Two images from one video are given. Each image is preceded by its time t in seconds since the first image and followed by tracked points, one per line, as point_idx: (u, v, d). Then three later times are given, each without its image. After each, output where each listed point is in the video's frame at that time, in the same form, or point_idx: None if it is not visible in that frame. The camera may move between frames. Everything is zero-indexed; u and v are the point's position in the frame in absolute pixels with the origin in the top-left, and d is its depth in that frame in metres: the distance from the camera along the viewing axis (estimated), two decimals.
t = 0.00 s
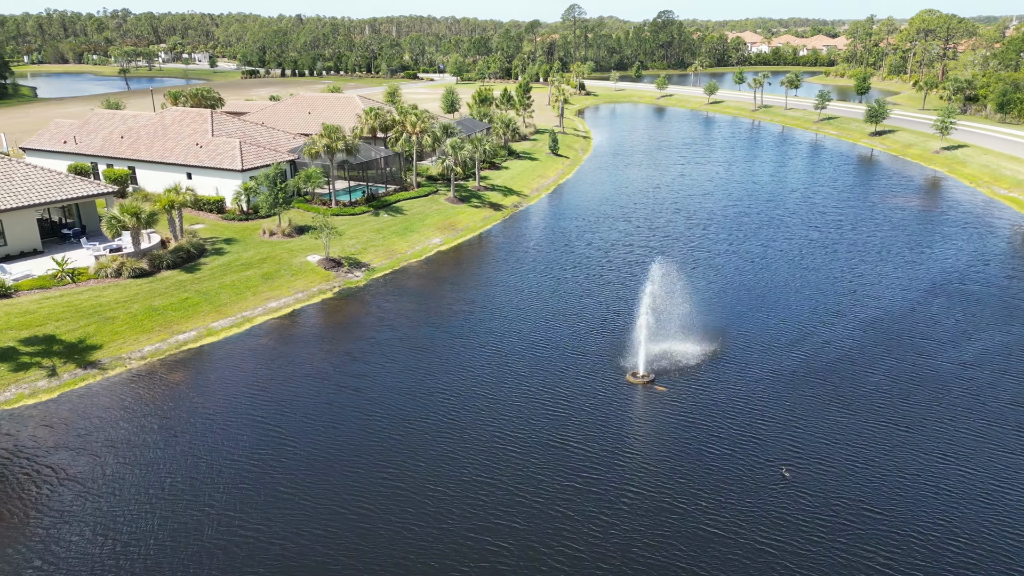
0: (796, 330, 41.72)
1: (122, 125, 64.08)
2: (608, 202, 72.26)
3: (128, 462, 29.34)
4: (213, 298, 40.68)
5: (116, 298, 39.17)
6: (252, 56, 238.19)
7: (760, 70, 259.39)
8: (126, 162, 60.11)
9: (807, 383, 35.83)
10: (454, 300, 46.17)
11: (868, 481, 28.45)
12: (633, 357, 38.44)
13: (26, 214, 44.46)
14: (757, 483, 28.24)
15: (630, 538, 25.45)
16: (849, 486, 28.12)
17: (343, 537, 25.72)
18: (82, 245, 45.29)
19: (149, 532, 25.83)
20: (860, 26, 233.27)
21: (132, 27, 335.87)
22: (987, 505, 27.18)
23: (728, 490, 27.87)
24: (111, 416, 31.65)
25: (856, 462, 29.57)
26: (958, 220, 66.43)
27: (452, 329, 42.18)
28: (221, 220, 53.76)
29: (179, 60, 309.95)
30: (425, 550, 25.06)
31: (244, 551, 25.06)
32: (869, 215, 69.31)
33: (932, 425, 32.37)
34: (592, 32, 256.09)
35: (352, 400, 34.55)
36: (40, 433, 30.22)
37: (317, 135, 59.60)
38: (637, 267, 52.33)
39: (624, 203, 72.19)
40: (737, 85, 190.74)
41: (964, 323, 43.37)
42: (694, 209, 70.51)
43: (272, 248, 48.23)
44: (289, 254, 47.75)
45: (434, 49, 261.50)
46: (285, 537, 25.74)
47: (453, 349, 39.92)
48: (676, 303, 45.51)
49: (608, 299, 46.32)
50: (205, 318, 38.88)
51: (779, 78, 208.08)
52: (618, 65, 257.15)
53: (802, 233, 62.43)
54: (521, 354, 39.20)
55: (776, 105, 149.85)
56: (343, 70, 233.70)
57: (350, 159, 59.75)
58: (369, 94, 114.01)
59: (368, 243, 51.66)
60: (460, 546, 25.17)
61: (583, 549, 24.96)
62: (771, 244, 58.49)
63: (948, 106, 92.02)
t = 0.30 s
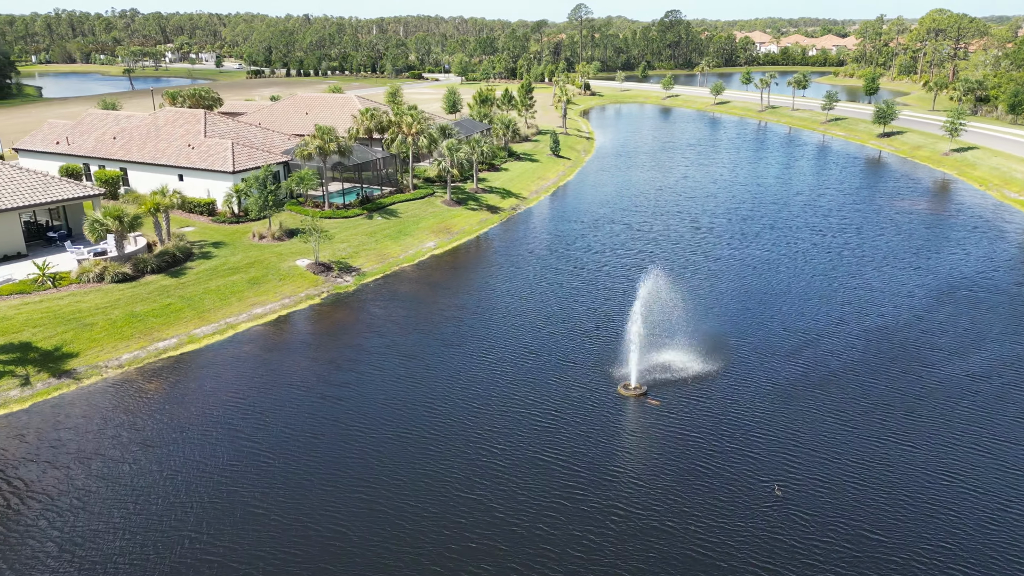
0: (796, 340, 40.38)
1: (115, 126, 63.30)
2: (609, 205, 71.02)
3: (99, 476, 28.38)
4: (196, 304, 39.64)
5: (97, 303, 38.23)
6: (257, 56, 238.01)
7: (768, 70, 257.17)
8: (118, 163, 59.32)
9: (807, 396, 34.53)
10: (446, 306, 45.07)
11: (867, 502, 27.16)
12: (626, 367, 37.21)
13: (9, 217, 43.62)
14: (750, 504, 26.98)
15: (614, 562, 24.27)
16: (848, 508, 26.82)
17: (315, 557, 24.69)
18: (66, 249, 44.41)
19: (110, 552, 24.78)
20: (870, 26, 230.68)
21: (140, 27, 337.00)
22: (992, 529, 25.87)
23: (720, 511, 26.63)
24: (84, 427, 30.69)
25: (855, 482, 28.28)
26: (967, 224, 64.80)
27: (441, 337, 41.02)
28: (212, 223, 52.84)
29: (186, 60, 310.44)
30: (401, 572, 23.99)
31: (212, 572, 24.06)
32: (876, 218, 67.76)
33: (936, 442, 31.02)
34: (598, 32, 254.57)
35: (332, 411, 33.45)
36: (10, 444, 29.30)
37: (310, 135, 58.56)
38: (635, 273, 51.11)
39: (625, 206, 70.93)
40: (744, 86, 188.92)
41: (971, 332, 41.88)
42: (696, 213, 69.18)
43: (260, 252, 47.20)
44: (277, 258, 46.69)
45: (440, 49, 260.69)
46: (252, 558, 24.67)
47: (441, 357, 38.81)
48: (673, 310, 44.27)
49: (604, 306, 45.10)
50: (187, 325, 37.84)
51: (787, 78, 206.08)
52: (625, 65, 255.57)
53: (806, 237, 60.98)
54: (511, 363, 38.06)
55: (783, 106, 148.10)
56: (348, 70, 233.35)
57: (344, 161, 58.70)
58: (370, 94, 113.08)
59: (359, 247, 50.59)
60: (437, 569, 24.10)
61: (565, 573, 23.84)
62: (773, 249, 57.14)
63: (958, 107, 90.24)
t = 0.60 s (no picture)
0: (799, 352, 38.89)
1: (110, 126, 62.58)
2: (611, 208, 69.66)
3: (66, 491, 27.38)
4: (180, 311, 38.64)
5: (77, 309, 37.30)
6: (266, 56, 238.07)
7: (780, 70, 254.37)
8: (112, 165, 58.58)
9: (807, 413, 33.08)
10: (438, 312, 43.90)
11: (867, 530, 25.75)
12: (621, 378, 35.83)
13: None
14: (744, 530, 25.60)
15: None
16: (846, 535, 25.42)
17: None
18: (52, 252, 43.58)
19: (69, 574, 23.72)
20: (884, 26, 227.38)
21: (152, 27, 338.85)
22: (1001, 562, 24.41)
23: (711, 538, 25.28)
24: (54, 439, 29.73)
25: (856, 507, 26.85)
26: (981, 230, 62.89)
27: (431, 346, 39.82)
28: (203, 226, 51.91)
29: (196, 60, 311.33)
30: None
31: None
32: (886, 223, 65.95)
33: (942, 464, 29.55)
34: (608, 32, 252.80)
35: (312, 424, 32.31)
36: None
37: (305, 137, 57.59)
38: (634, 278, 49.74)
39: (628, 209, 69.48)
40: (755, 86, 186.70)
41: (983, 344, 40.20)
42: (701, 216, 67.70)
43: (250, 257, 46.17)
44: (266, 263, 45.63)
45: (449, 49, 259.81)
46: None
47: (429, 367, 37.62)
48: (672, 318, 42.85)
49: (600, 312, 43.81)
50: (169, 332, 36.83)
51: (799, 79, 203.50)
52: (635, 65, 253.62)
53: (812, 242, 59.34)
54: (502, 373, 36.79)
55: (794, 106, 145.89)
56: (356, 70, 233.09)
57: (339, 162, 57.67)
58: (374, 95, 112.11)
59: (352, 252, 49.49)
60: None
61: None
62: (778, 255, 55.65)
63: (972, 109, 88.12)
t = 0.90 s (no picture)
0: (802, 364, 37.55)
1: (107, 127, 61.96)
2: (614, 211, 68.40)
3: (34, 506, 26.46)
4: (164, 317, 37.74)
5: (59, 315, 36.46)
6: (275, 56, 238.24)
7: (792, 70, 251.79)
8: (107, 165, 57.92)
9: (809, 428, 31.76)
10: (431, 319, 42.86)
11: (869, 557, 24.39)
12: (615, 390, 34.61)
13: None
14: (738, 557, 24.33)
15: None
16: (846, 563, 24.09)
17: None
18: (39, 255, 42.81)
19: None
20: (898, 25, 224.42)
21: (164, 28, 340.77)
22: None
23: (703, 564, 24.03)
24: (26, 451, 28.83)
25: (857, 532, 25.52)
26: (995, 235, 61.16)
27: (422, 354, 38.74)
28: (196, 228, 51.11)
29: (207, 60, 312.41)
30: None
31: None
32: (896, 227, 64.31)
33: (950, 485, 28.17)
34: (618, 31, 251.11)
35: (294, 436, 31.28)
36: None
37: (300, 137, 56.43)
38: (634, 284, 48.47)
39: (632, 213, 68.17)
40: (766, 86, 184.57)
41: (994, 356, 38.69)
42: (706, 220, 66.30)
43: (240, 261, 45.26)
44: (256, 267, 44.70)
45: (458, 49, 259.20)
46: None
47: (419, 376, 36.54)
48: (670, 327, 41.54)
49: (597, 320, 42.61)
50: (151, 339, 35.92)
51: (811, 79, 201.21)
52: (645, 66, 251.82)
53: (820, 247, 57.86)
54: (493, 384, 35.67)
55: (805, 107, 143.94)
56: (364, 70, 233.01)
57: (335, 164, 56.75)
58: (379, 96, 111.20)
59: (346, 255, 48.50)
60: None
61: None
62: (784, 261, 54.19)
63: (987, 111, 86.20)
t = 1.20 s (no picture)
0: (807, 379, 36.15)
1: (106, 128, 61.42)
2: (619, 215, 67.04)
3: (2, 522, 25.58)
4: (150, 323, 36.90)
5: (43, 321, 35.68)
6: (288, 56, 238.64)
7: (808, 70, 248.67)
8: (104, 167, 57.33)
9: (811, 449, 30.38)
10: (425, 327, 41.75)
11: None
12: (610, 405, 33.34)
13: None
14: None
15: None
16: None
17: None
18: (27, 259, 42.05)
19: None
20: (916, 25, 220.75)
21: (179, 28, 342.92)
22: None
23: None
24: None
25: (860, 562, 24.13)
26: (1013, 241, 59.23)
27: (413, 364, 37.62)
28: (191, 231, 50.33)
29: (220, 60, 313.65)
30: None
31: None
32: (910, 232, 62.48)
33: (960, 511, 26.68)
34: (631, 31, 249.41)
35: (276, 449, 30.24)
36: None
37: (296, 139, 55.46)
38: (635, 291, 47.15)
39: (637, 218, 66.78)
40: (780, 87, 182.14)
41: (1011, 371, 37.03)
42: (713, 225, 64.79)
43: (232, 266, 44.38)
44: (248, 272, 43.81)
45: (470, 49, 258.50)
46: None
47: (409, 387, 35.43)
48: (669, 338, 40.26)
49: (596, 330, 41.35)
50: (136, 347, 35.05)
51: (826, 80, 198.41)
52: (658, 66, 249.80)
53: (829, 254, 56.25)
54: (484, 396, 34.53)
55: (819, 108, 141.71)
56: (375, 71, 232.81)
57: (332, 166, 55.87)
58: (386, 96, 110.42)
59: (341, 260, 47.51)
60: None
61: None
62: (792, 268, 52.64)
63: (1005, 113, 83.95)
